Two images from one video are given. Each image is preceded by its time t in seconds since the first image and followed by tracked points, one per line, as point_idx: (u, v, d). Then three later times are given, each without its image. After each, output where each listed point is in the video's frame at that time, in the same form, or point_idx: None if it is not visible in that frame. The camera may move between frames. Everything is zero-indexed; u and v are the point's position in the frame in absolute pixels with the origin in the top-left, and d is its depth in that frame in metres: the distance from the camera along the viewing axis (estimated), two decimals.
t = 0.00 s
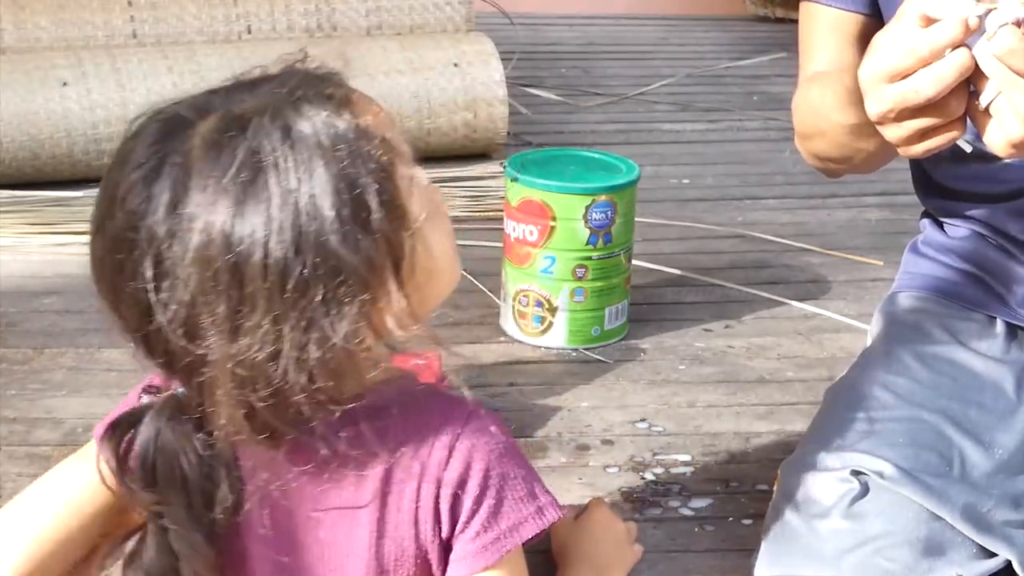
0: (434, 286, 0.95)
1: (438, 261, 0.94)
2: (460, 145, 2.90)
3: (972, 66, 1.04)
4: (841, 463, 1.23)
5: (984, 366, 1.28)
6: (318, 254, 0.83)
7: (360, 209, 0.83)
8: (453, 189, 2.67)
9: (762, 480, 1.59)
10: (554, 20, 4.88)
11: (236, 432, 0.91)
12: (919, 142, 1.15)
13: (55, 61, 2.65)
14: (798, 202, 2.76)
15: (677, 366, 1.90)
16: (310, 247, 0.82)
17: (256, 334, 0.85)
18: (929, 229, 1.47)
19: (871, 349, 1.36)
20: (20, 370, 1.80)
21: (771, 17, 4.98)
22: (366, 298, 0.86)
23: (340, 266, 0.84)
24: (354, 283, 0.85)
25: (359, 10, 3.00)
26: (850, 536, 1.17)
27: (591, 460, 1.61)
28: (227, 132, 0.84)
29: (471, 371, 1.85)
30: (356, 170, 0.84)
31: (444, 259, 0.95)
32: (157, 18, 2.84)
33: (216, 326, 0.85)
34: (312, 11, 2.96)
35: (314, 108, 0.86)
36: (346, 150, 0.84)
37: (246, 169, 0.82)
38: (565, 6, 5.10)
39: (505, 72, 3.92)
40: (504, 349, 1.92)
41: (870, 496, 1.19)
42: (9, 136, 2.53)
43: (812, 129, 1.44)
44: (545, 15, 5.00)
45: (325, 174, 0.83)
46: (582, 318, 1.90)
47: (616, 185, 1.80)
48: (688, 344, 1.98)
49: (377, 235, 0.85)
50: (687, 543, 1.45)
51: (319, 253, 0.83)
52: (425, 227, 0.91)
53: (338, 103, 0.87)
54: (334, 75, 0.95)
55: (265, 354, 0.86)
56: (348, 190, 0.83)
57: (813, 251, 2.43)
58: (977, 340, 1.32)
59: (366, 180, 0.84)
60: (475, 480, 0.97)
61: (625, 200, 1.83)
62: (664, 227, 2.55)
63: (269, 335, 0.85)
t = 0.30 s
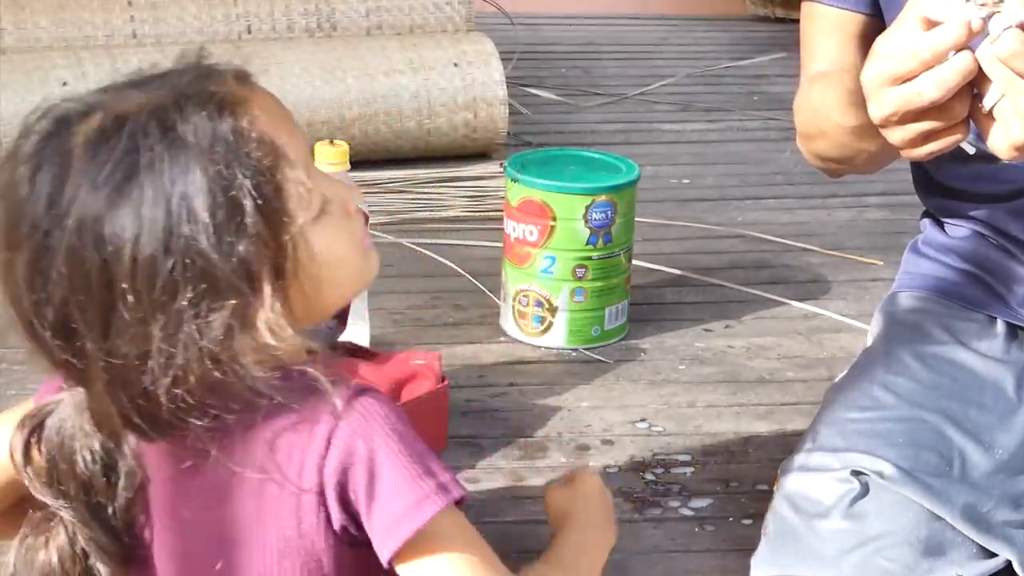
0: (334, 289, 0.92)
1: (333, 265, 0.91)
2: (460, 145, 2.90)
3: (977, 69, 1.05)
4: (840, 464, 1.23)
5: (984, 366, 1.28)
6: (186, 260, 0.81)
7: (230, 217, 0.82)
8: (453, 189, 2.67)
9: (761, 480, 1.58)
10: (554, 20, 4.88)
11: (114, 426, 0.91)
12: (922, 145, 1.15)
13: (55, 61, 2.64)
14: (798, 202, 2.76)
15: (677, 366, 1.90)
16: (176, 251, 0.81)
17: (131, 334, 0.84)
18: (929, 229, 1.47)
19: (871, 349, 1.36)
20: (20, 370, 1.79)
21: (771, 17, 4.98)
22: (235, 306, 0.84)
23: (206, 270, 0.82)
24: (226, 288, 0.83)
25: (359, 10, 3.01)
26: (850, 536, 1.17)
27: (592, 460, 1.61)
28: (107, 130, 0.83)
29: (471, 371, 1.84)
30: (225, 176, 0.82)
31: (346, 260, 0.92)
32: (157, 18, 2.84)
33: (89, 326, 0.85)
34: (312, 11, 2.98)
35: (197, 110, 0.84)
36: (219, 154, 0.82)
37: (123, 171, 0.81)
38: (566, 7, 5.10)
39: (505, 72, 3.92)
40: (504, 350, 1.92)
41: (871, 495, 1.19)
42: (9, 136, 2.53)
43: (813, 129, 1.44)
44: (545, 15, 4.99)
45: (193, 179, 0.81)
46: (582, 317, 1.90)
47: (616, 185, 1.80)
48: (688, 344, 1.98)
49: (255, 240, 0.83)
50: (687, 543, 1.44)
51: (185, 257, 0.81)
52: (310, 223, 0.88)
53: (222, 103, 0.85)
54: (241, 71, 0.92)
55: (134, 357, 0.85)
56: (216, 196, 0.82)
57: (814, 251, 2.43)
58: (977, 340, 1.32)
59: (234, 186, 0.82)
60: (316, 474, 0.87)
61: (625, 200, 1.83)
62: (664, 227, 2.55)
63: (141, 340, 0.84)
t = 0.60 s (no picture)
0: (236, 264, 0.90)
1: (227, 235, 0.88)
2: (460, 145, 2.90)
3: (979, 72, 1.05)
4: (841, 463, 1.23)
5: (984, 366, 1.28)
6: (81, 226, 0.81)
7: (119, 172, 0.81)
8: (453, 189, 2.67)
9: (761, 480, 1.59)
10: (554, 20, 4.87)
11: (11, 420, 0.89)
12: (925, 146, 1.15)
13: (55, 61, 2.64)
14: (798, 202, 2.76)
15: (677, 366, 1.90)
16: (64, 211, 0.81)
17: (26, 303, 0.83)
18: (929, 229, 1.46)
19: (871, 349, 1.36)
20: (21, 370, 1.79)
21: (771, 17, 4.98)
22: (117, 262, 0.82)
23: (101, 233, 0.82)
24: (110, 248, 0.82)
25: (359, 11, 3.01)
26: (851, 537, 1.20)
27: (592, 460, 1.61)
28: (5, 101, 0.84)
29: (471, 371, 1.84)
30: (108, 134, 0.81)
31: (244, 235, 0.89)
32: (157, 18, 2.84)
33: None
34: (311, 11, 2.97)
35: (94, 79, 0.84)
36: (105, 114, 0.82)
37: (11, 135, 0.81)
38: (565, 7, 5.09)
39: (505, 72, 3.92)
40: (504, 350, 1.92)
41: (873, 496, 1.20)
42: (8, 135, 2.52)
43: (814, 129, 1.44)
44: (545, 15, 4.99)
45: (72, 138, 0.81)
46: (582, 317, 1.90)
47: (616, 185, 1.81)
48: (688, 344, 1.98)
49: (142, 196, 0.82)
50: (687, 543, 1.44)
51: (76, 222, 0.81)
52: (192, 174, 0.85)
53: (121, 72, 0.85)
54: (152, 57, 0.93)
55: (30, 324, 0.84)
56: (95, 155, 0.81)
57: (813, 251, 2.43)
58: (978, 340, 1.32)
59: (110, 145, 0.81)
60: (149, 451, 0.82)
61: (625, 200, 1.84)
62: (664, 227, 2.55)
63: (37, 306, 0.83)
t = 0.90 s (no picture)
0: (160, 259, 0.95)
1: (156, 224, 0.94)
2: (460, 145, 2.91)
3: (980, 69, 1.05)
4: (840, 463, 1.23)
5: (984, 366, 1.28)
6: None
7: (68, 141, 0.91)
8: (453, 189, 2.67)
9: (761, 480, 1.59)
10: (554, 20, 4.87)
11: None
12: (928, 146, 1.15)
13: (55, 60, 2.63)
14: (798, 202, 2.76)
15: (677, 366, 1.90)
16: None
17: None
18: (928, 228, 1.46)
19: (871, 349, 1.36)
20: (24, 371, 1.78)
21: (771, 16, 4.97)
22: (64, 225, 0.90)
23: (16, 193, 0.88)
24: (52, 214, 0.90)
25: (359, 11, 3.01)
26: (849, 537, 1.17)
27: (592, 460, 1.61)
28: None
29: (471, 371, 1.85)
30: (26, 120, 0.90)
31: (178, 222, 0.96)
32: (157, 18, 2.84)
33: None
34: (312, 11, 2.97)
35: (46, 72, 0.94)
36: (42, 96, 0.92)
37: None
38: (565, 7, 5.09)
39: (505, 72, 3.92)
40: (503, 350, 1.92)
41: (872, 495, 1.19)
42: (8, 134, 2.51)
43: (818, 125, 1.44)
44: (546, 15, 4.99)
45: (6, 117, 0.90)
46: (582, 317, 1.90)
47: (616, 185, 1.81)
48: (688, 344, 1.98)
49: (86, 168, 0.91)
50: (687, 543, 1.44)
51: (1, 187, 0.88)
52: (103, 156, 0.92)
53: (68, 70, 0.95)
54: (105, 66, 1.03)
55: None
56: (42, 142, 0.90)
57: (813, 251, 2.43)
58: (978, 340, 1.32)
59: (34, 128, 0.90)
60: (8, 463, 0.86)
61: (625, 201, 1.84)
62: (664, 227, 2.55)
63: None
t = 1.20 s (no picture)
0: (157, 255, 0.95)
1: (156, 226, 0.94)
2: (460, 145, 2.91)
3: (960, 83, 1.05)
4: (843, 463, 1.23)
5: (985, 366, 1.28)
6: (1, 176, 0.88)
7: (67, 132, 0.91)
8: (453, 189, 2.67)
9: (761, 481, 1.58)
10: (554, 20, 4.87)
11: None
12: (908, 152, 1.15)
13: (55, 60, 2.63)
14: (798, 202, 2.76)
15: (677, 366, 1.90)
16: None
17: None
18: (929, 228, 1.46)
19: (871, 349, 1.36)
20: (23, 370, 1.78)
21: (771, 16, 4.97)
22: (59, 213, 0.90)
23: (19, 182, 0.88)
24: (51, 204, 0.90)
25: (359, 11, 3.01)
26: (852, 537, 1.17)
27: (592, 460, 1.61)
28: None
29: (471, 371, 1.85)
30: (30, 114, 0.90)
31: (179, 227, 0.96)
32: (157, 18, 2.84)
33: None
34: (312, 11, 2.97)
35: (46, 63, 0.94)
36: (48, 89, 0.92)
37: None
38: (566, 8, 5.09)
39: (505, 72, 3.91)
40: (504, 350, 1.92)
41: (874, 495, 1.19)
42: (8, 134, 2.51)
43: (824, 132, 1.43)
44: (546, 15, 4.99)
45: (8, 111, 0.90)
46: (582, 317, 1.90)
47: (616, 185, 1.81)
48: (688, 344, 1.98)
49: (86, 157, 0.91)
50: (687, 543, 1.44)
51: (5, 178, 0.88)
52: (104, 151, 0.92)
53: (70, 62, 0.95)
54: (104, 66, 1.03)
55: None
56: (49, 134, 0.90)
57: (813, 251, 2.43)
58: (979, 340, 1.32)
59: (42, 121, 0.90)
60: (1, 473, 0.85)
61: (625, 201, 1.84)
62: (664, 227, 2.55)
63: None
